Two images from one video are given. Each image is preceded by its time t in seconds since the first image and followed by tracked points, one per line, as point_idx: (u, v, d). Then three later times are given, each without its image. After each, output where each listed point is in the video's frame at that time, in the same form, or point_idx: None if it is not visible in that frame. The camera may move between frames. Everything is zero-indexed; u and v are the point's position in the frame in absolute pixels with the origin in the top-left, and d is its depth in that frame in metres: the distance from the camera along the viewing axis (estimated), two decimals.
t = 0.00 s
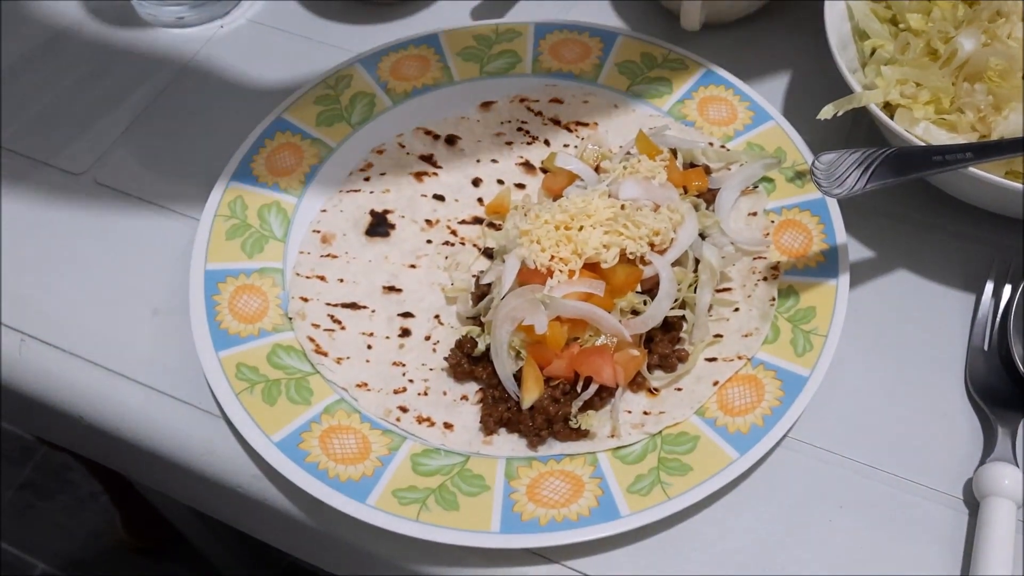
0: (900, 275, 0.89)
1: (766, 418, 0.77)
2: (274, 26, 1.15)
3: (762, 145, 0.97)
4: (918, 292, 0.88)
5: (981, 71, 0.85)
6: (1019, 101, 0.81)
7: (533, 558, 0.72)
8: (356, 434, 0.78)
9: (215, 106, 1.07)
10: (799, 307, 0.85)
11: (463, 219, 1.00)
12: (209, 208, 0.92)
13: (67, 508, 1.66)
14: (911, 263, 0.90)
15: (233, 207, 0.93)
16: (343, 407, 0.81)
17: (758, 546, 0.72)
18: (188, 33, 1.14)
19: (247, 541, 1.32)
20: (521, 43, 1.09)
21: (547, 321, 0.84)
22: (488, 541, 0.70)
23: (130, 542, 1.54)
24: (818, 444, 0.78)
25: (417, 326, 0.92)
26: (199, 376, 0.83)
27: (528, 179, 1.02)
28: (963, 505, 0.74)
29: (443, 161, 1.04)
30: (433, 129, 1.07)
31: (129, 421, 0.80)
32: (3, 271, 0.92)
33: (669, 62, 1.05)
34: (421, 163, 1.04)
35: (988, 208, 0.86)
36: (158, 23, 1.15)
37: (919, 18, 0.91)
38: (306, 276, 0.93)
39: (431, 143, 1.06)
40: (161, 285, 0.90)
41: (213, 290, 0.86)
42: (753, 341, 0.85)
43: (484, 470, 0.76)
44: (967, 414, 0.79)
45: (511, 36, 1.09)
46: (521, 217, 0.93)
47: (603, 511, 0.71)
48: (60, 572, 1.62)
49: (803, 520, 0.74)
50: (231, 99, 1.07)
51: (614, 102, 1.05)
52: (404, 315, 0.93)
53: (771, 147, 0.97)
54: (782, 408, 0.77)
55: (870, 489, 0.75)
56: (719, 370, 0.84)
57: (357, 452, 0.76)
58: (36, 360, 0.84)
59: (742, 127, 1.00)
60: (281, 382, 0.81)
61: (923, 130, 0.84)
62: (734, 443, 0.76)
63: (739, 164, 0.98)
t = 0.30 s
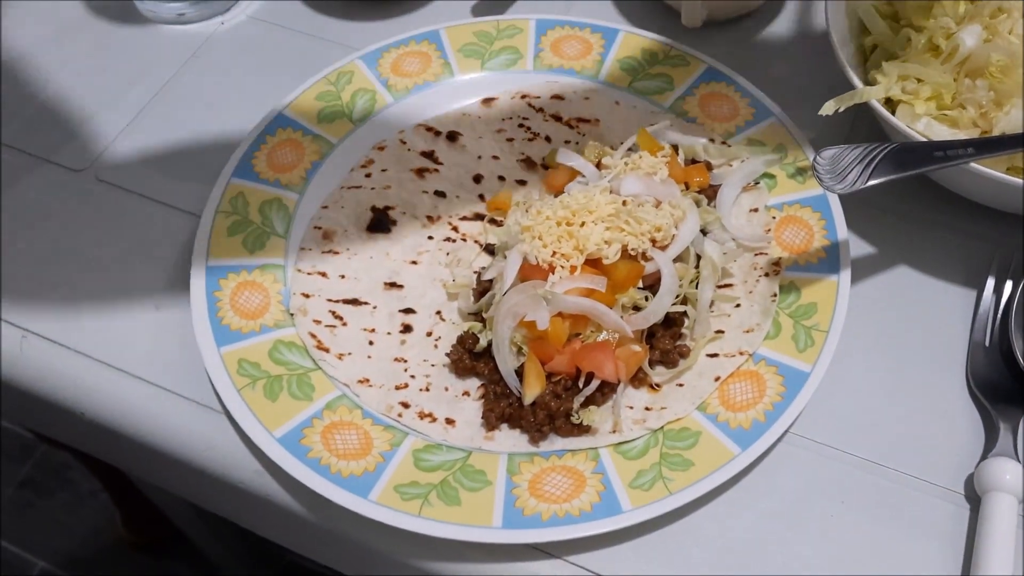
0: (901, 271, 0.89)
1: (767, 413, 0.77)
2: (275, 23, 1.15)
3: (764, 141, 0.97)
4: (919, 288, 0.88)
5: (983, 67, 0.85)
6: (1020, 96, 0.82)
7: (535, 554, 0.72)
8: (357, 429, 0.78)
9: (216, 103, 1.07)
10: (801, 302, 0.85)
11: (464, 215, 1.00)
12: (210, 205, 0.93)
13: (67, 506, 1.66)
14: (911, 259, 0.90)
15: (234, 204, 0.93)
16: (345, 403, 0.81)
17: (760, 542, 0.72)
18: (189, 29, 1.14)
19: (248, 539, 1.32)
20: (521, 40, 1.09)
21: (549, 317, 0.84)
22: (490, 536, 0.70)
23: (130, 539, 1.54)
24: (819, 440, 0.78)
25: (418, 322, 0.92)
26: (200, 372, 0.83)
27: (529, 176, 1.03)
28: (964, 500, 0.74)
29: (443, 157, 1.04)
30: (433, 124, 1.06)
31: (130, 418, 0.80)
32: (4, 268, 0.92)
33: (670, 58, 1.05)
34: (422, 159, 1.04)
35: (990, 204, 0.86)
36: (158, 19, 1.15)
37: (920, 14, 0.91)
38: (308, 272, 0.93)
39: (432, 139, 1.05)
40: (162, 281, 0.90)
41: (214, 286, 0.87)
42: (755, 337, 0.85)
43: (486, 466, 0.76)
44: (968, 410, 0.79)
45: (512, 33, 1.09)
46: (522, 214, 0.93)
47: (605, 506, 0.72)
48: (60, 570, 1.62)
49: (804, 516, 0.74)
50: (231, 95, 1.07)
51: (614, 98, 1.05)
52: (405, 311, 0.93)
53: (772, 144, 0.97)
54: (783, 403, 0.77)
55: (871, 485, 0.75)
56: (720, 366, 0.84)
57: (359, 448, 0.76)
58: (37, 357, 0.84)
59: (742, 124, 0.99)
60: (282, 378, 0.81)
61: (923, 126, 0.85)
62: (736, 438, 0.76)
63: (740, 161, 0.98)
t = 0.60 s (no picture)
0: (902, 274, 0.90)
1: (769, 416, 0.77)
2: (279, 26, 1.16)
3: (765, 144, 0.98)
4: (920, 291, 0.88)
5: (983, 71, 0.84)
6: (1020, 101, 0.78)
7: (538, 556, 0.72)
8: (361, 433, 0.78)
9: (219, 107, 1.07)
10: (802, 306, 0.86)
11: (467, 219, 1.01)
12: (214, 208, 0.93)
13: (68, 506, 1.67)
14: (913, 262, 0.90)
15: (238, 207, 0.93)
16: (349, 406, 0.81)
17: (763, 545, 0.73)
18: (192, 33, 1.15)
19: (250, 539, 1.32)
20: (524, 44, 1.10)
21: (552, 320, 0.84)
22: (494, 539, 0.70)
23: (131, 539, 1.54)
24: (821, 443, 0.79)
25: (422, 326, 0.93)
26: (205, 375, 0.83)
27: (532, 179, 1.03)
28: (966, 502, 0.74)
29: (447, 161, 1.05)
30: (436, 128, 1.07)
31: (135, 422, 0.80)
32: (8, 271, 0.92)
33: (672, 62, 1.06)
34: (425, 163, 1.04)
35: (991, 207, 0.86)
36: (162, 23, 1.15)
37: (921, 18, 0.92)
38: (312, 276, 0.93)
39: (436, 143, 1.06)
40: (166, 285, 0.91)
41: (219, 289, 0.87)
42: (757, 340, 0.85)
43: (490, 469, 0.77)
44: (969, 412, 0.79)
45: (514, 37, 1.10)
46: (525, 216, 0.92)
47: (608, 509, 0.72)
48: (62, 570, 1.62)
49: (806, 518, 0.74)
50: (235, 99, 1.08)
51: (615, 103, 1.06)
52: (409, 315, 0.93)
53: (774, 147, 0.98)
54: (785, 406, 0.78)
55: (873, 487, 0.76)
56: (722, 369, 0.85)
57: (363, 451, 0.77)
58: (41, 360, 0.85)
59: (745, 127, 1.00)
60: (287, 381, 0.81)
61: (925, 129, 0.85)
62: (738, 441, 0.76)
63: (741, 164, 0.98)
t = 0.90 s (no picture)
0: (900, 277, 0.90)
1: (766, 419, 0.77)
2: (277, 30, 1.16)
3: (762, 147, 0.98)
4: (918, 294, 0.88)
5: (979, 74, 0.86)
6: (1015, 104, 0.81)
7: (536, 560, 0.72)
8: (359, 437, 0.79)
9: (218, 110, 1.07)
10: (799, 309, 0.86)
11: (465, 222, 1.01)
12: (212, 212, 0.93)
13: (67, 508, 1.67)
14: (910, 265, 0.91)
15: (236, 211, 0.93)
16: (346, 409, 0.81)
17: (760, 547, 0.73)
18: (190, 36, 1.15)
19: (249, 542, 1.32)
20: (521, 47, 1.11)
21: (550, 324, 0.85)
22: (492, 542, 0.70)
23: (130, 541, 1.54)
24: (818, 445, 0.79)
25: (420, 330, 0.93)
26: (203, 379, 0.83)
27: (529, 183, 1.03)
28: (963, 505, 0.75)
29: (444, 164, 1.05)
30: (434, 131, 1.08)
31: (132, 426, 0.80)
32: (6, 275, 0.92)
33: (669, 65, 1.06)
34: (423, 166, 1.05)
35: (987, 210, 0.86)
36: (160, 26, 1.16)
37: (918, 21, 0.92)
38: (310, 280, 0.93)
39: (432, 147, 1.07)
40: (164, 289, 0.91)
41: (217, 293, 0.87)
42: (754, 343, 0.86)
43: (487, 472, 0.77)
44: (966, 415, 0.80)
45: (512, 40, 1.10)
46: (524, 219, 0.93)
47: (606, 512, 0.72)
48: (60, 572, 1.62)
49: (804, 521, 0.74)
50: (233, 102, 1.08)
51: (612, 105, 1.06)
52: (406, 318, 0.94)
53: (771, 150, 0.98)
54: (782, 409, 0.78)
55: (870, 490, 0.76)
56: (720, 372, 0.85)
57: (361, 455, 0.77)
58: (40, 364, 0.85)
59: (741, 130, 1.00)
60: (285, 385, 0.81)
61: (921, 134, 0.85)
62: (735, 444, 0.76)
63: (738, 167, 0.99)
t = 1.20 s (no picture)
0: (900, 282, 0.90)
1: (766, 425, 0.77)
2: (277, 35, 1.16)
3: (762, 152, 0.98)
4: (918, 299, 0.88)
5: (979, 79, 0.86)
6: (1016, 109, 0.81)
7: (537, 566, 0.72)
8: (359, 443, 0.79)
9: (218, 116, 1.07)
10: (799, 314, 0.86)
11: (465, 228, 1.01)
12: (211, 218, 0.93)
13: (68, 512, 1.67)
14: (910, 269, 0.91)
15: (235, 217, 0.93)
16: (346, 416, 0.81)
17: (760, 553, 0.73)
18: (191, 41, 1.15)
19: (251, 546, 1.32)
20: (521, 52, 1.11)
21: (549, 330, 0.85)
22: (492, 549, 0.70)
23: (131, 544, 1.54)
24: (818, 450, 0.79)
25: (420, 336, 0.93)
26: (203, 385, 0.83)
27: (529, 187, 1.03)
28: (963, 511, 0.75)
29: (444, 169, 1.05)
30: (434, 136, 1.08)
31: (132, 433, 0.80)
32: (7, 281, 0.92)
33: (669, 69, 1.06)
34: (422, 171, 1.05)
35: (987, 215, 0.86)
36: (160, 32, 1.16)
37: (917, 26, 0.92)
38: (310, 286, 0.93)
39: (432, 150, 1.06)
40: (165, 295, 0.91)
41: (217, 300, 0.87)
42: (754, 348, 0.86)
43: (487, 479, 0.77)
44: (967, 420, 0.80)
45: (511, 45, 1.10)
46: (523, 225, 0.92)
47: (605, 519, 0.72)
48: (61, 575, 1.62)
49: (804, 526, 0.74)
50: (233, 108, 1.08)
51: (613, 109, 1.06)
52: (406, 324, 0.94)
53: (771, 155, 0.98)
54: (782, 415, 0.78)
55: (871, 495, 0.76)
56: (719, 377, 0.85)
57: (361, 461, 0.77)
58: (41, 371, 0.85)
59: (742, 135, 1.00)
60: (285, 392, 0.81)
61: (921, 138, 0.85)
62: (735, 450, 0.76)
63: (738, 172, 0.98)
